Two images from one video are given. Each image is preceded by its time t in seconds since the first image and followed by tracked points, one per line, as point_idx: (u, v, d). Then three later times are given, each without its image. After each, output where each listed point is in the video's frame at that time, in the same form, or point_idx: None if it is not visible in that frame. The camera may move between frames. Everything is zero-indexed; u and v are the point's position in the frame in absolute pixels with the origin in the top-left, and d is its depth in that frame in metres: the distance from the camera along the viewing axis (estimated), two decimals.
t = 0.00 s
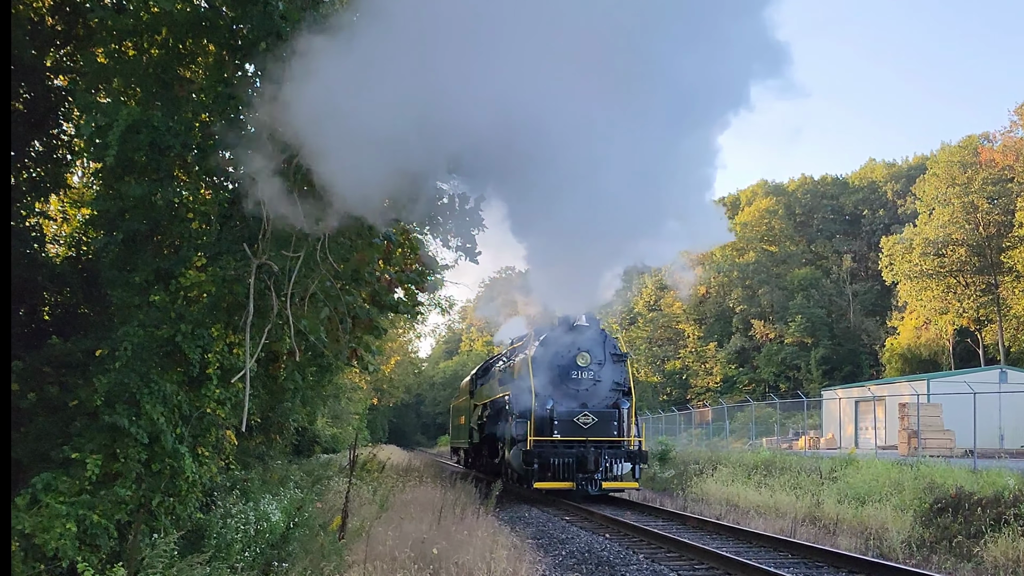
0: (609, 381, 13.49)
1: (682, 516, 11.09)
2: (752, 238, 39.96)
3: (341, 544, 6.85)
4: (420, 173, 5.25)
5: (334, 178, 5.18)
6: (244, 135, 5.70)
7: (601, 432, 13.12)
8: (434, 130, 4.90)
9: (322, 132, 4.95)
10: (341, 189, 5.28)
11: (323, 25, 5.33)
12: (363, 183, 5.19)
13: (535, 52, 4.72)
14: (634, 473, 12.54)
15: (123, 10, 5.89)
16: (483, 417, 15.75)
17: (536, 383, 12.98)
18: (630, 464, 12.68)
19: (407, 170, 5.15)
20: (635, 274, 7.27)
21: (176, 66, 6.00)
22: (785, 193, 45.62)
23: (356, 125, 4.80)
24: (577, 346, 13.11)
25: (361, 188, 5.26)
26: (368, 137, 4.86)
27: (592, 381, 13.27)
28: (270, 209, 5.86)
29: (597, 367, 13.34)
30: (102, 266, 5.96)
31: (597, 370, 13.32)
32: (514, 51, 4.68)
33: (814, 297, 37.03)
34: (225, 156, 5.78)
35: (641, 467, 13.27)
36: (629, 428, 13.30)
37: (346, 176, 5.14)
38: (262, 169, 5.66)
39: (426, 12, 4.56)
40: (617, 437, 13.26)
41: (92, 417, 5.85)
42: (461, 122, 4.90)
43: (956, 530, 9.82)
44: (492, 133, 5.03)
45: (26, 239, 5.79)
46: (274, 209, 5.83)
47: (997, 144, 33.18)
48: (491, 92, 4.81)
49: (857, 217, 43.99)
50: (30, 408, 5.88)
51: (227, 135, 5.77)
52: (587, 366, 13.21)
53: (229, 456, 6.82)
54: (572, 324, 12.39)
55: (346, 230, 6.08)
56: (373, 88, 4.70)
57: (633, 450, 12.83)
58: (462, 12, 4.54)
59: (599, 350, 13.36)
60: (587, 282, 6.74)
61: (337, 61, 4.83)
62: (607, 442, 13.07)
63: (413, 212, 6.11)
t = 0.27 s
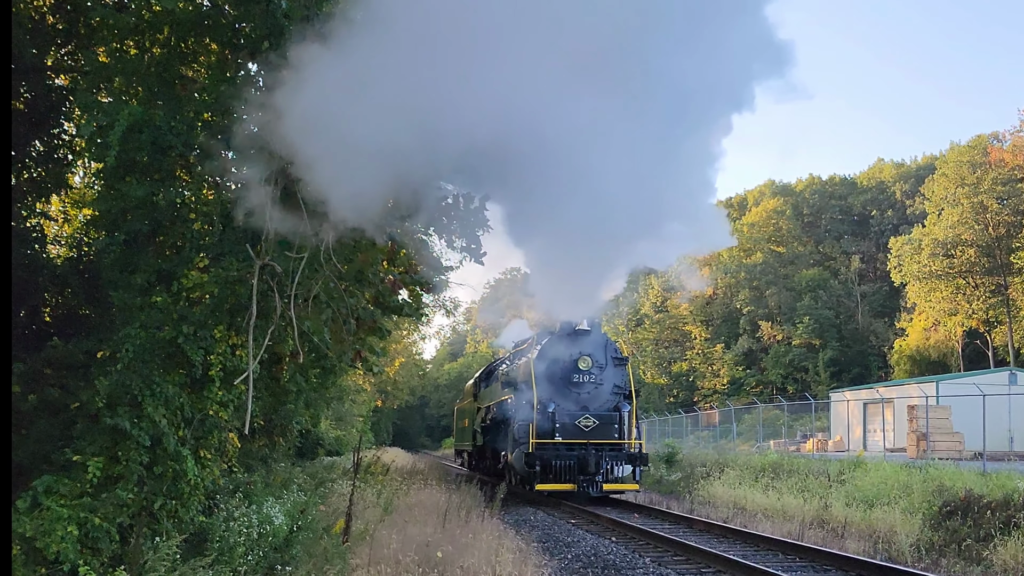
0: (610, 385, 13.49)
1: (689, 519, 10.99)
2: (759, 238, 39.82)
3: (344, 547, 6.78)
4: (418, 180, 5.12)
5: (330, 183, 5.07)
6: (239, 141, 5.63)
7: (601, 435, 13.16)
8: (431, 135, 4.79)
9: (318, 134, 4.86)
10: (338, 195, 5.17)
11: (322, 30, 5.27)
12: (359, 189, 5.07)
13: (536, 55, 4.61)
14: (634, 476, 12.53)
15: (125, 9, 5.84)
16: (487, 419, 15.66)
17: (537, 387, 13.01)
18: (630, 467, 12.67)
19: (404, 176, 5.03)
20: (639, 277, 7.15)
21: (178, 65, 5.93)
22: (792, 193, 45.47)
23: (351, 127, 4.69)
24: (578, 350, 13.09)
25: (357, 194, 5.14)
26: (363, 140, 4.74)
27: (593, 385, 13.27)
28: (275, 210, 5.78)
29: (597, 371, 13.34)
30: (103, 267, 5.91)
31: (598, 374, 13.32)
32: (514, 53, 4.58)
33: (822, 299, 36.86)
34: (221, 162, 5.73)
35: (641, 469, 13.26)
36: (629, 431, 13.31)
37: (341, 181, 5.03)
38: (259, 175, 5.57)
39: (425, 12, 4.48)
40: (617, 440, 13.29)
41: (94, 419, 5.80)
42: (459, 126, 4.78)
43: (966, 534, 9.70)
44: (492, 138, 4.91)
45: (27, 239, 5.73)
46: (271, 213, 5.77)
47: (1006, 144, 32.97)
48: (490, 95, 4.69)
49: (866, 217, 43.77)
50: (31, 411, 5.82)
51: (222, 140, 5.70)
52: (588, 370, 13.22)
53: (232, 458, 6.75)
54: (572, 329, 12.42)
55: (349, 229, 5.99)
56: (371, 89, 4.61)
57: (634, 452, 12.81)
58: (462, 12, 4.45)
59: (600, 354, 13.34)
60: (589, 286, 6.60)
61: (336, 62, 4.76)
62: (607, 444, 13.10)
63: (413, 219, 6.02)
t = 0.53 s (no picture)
0: (612, 388, 13.52)
1: (696, 522, 10.90)
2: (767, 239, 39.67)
3: (348, 550, 6.72)
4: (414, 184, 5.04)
5: (325, 185, 5.00)
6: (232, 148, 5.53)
7: (602, 437, 13.28)
8: (429, 138, 4.71)
9: (313, 135, 4.80)
10: (336, 200, 5.09)
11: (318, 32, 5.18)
12: (354, 191, 4.99)
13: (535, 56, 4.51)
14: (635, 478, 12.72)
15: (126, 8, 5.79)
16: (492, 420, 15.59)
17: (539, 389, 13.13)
18: (631, 469, 12.80)
19: (400, 179, 4.94)
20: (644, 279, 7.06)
21: (179, 64, 5.88)
22: (800, 194, 45.31)
23: (346, 127, 4.62)
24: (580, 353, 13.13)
25: (353, 197, 5.06)
26: (359, 142, 4.67)
27: (595, 388, 13.35)
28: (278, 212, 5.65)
29: (599, 374, 13.41)
30: (105, 267, 5.86)
31: (600, 377, 13.37)
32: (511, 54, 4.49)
33: (830, 300, 36.72)
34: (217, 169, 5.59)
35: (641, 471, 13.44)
36: (629, 434, 13.45)
37: (337, 183, 4.95)
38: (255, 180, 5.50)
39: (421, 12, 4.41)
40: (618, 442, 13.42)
41: (96, 421, 5.76)
42: (456, 129, 4.69)
43: (976, 537, 9.58)
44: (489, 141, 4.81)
45: (27, 240, 5.67)
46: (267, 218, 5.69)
47: (1016, 144, 32.76)
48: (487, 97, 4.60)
49: (874, 218, 43.54)
50: (32, 412, 5.77)
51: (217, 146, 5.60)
52: (590, 373, 13.28)
53: (234, 461, 6.70)
54: (574, 333, 12.49)
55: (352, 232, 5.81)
56: (367, 89, 4.55)
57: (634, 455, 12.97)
58: (458, 12, 4.37)
59: (602, 357, 13.41)
60: (591, 290, 6.51)
61: (333, 62, 4.71)
62: (608, 447, 13.24)
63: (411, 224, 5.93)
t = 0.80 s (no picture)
0: (614, 391, 13.65)
1: (703, 525, 10.81)
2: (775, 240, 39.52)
3: (352, 554, 6.67)
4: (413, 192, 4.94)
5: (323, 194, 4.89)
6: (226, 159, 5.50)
7: (604, 440, 13.48)
8: (431, 141, 4.63)
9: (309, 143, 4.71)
10: (336, 210, 4.97)
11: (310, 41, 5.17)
12: (353, 201, 4.88)
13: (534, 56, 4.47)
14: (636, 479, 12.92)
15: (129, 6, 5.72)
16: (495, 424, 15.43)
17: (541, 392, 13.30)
18: (632, 471, 13.00)
19: (399, 188, 4.84)
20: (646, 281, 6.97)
21: (181, 64, 5.81)
22: (808, 194, 45.14)
23: (345, 133, 4.54)
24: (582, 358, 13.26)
25: (350, 207, 4.96)
26: (357, 148, 4.58)
27: (596, 391, 13.46)
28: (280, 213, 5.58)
29: (600, 377, 13.52)
30: (106, 268, 5.79)
31: (601, 380, 13.50)
32: (510, 54, 4.44)
33: (839, 301, 36.57)
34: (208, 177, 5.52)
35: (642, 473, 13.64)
36: (630, 436, 13.63)
37: (334, 192, 4.85)
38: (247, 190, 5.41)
39: (416, 14, 4.37)
40: (620, 445, 13.61)
41: (96, 423, 5.70)
42: (456, 132, 4.62)
43: (985, 541, 9.46)
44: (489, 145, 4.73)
45: (27, 241, 5.62)
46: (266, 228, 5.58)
47: None
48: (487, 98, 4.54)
49: (883, 218, 43.30)
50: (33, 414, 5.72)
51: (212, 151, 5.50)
52: (591, 377, 13.37)
53: (237, 463, 6.63)
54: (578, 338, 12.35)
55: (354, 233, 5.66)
56: (365, 93, 4.48)
57: (635, 457, 13.16)
58: (454, 10, 4.36)
59: (604, 361, 13.50)
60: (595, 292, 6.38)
61: (328, 68, 4.65)
62: (610, 449, 13.43)
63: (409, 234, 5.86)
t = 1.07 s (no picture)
0: (613, 394, 14.06)
1: (710, 529, 10.71)
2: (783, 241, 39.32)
3: (356, 557, 6.61)
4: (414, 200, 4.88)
5: (322, 204, 4.82)
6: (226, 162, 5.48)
7: (604, 442, 13.78)
8: (432, 143, 4.58)
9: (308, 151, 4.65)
10: (336, 218, 4.89)
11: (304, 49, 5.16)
12: (353, 209, 4.82)
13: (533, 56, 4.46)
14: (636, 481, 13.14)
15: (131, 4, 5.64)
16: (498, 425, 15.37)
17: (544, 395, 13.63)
18: (631, 472, 13.36)
19: (400, 195, 4.78)
20: (651, 283, 6.88)
21: (184, 63, 5.75)
22: (816, 195, 44.92)
23: (345, 138, 4.51)
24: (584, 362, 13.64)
25: (350, 216, 4.89)
26: (357, 153, 4.54)
27: (597, 395, 13.88)
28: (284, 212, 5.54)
29: (601, 381, 13.98)
30: (108, 270, 5.72)
31: (602, 384, 13.92)
32: (510, 55, 4.44)
33: (847, 302, 36.40)
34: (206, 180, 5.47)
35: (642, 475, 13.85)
36: (629, 439, 14.01)
37: (334, 201, 4.78)
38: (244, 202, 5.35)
39: (414, 16, 4.38)
40: (620, 447, 13.88)
41: (98, 426, 5.65)
42: (458, 135, 4.59)
43: (995, 544, 9.33)
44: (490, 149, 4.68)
45: (28, 243, 5.56)
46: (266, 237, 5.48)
47: None
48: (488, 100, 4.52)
49: (891, 219, 42.99)
50: (34, 417, 5.67)
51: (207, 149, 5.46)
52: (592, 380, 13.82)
53: (240, 466, 6.57)
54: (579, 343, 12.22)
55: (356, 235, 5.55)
56: (365, 98, 4.46)
57: (634, 459, 13.40)
58: (451, 9, 4.37)
59: (604, 366, 13.99)
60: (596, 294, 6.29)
61: (325, 75, 4.62)
62: (610, 451, 13.69)
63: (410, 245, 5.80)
